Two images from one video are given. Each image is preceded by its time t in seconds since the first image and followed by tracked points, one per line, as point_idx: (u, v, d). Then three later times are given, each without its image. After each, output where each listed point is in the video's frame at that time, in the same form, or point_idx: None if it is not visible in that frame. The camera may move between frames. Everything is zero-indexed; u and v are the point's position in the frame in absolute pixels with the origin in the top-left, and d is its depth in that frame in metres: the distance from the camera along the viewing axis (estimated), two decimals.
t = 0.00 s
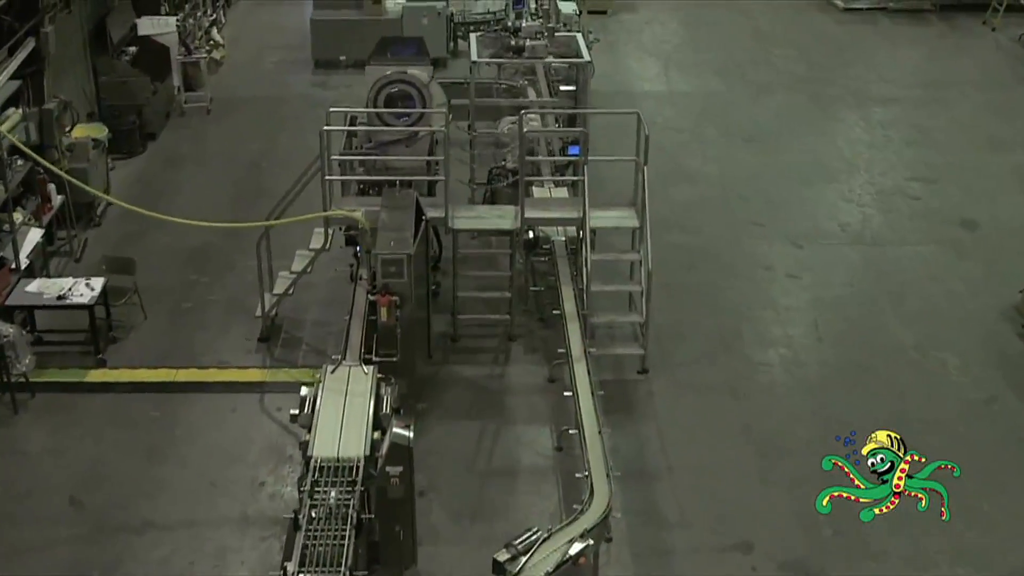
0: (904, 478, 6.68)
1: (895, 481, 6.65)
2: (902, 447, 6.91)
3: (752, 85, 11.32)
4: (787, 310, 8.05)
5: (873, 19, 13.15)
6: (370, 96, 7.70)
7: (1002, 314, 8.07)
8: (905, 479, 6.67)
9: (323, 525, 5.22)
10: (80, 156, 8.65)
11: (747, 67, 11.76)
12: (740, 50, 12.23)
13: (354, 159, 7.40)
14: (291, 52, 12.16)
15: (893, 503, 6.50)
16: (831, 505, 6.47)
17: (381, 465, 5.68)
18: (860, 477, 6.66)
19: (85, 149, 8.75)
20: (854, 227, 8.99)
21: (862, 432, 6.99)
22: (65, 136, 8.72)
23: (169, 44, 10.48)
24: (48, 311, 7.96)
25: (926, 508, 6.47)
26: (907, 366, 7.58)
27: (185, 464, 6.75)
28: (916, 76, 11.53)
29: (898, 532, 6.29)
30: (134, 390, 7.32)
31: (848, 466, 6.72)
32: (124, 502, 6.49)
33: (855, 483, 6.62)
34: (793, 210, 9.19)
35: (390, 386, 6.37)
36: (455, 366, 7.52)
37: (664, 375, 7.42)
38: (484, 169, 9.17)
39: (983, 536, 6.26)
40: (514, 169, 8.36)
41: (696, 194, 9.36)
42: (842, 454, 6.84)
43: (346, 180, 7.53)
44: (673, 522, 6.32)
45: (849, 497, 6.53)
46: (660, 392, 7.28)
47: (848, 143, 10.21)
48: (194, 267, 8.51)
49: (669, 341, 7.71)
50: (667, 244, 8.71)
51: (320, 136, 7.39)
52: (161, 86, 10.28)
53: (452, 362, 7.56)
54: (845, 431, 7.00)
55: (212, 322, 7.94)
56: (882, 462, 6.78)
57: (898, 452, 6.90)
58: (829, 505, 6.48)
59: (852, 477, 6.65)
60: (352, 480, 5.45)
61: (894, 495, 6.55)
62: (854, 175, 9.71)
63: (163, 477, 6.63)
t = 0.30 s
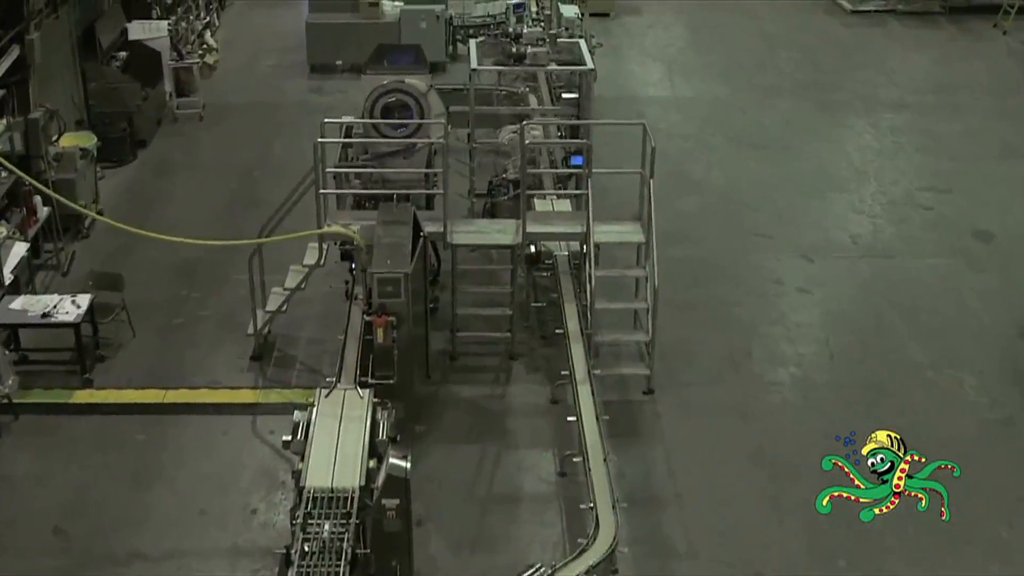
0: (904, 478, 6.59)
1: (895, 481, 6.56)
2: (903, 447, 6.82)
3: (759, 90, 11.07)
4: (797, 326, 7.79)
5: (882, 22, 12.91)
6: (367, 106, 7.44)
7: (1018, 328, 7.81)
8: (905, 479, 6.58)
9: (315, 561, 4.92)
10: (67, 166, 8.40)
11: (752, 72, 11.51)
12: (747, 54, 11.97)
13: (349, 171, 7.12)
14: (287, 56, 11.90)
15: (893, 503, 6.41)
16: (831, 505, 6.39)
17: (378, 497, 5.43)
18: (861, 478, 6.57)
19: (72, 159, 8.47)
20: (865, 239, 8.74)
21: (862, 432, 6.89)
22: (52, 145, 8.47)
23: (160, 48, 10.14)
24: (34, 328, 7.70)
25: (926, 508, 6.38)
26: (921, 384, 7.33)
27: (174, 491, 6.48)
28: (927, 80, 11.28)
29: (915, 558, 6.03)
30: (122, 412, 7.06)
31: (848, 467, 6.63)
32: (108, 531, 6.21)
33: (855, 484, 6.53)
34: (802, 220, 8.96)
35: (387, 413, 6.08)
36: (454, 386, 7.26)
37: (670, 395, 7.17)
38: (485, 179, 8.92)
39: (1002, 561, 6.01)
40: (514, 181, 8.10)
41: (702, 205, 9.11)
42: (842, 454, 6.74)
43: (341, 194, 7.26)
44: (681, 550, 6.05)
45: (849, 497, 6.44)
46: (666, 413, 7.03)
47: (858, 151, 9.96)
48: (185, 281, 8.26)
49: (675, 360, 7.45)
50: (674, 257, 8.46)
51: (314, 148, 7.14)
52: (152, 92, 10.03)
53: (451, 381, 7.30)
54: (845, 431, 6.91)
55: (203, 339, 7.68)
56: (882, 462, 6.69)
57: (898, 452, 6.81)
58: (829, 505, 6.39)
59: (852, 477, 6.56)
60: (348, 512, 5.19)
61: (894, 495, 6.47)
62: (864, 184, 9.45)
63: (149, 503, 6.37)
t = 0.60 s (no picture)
0: (904, 478, 6.51)
1: (895, 481, 6.48)
2: (903, 447, 6.74)
3: (765, 95, 10.85)
4: (806, 341, 7.58)
5: (889, 25, 12.71)
6: (364, 116, 7.23)
7: None
8: (905, 479, 6.50)
9: None
10: (56, 175, 8.17)
11: (758, 76, 11.29)
12: (752, 57, 11.75)
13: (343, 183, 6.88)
14: (284, 60, 11.68)
15: (893, 503, 6.33)
16: (831, 505, 6.30)
17: (372, 531, 5.24)
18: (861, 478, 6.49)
19: (61, 168, 8.24)
20: (875, 250, 8.53)
21: (862, 432, 6.81)
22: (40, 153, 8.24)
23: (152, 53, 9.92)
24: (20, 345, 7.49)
25: (926, 508, 6.30)
26: (934, 401, 7.11)
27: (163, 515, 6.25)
28: (936, 84, 11.07)
29: None
30: (109, 432, 6.83)
31: (848, 466, 6.55)
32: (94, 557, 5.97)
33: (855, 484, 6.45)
34: (811, 229, 8.75)
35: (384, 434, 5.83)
36: (453, 405, 7.05)
37: (676, 414, 6.95)
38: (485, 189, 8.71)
39: None
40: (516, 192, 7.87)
41: (708, 214, 8.89)
42: (842, 454, 6.66)
43: (336, 208, 7.01)
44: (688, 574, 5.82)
45: (849, 497, 6.36)
46: (671, 432, 6.81)
47: (867, 158, 9.74)
48: (176, 295, 8.04)
49: (681, 378, 7.24)
50: (679, 269, 8.26)
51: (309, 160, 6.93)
52: (144, 99, 9.80)
53: (450, 401, 7.08)
54: (845, 431, 6.83)
55: (195, 356, 7.47)
56: (882, 462, 6.61)
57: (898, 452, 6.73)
58: (829, 505, 6.30)
59: (852, 477, 6.48)
60: (342, 544, 4.99)
61: (894, 495, 6.38)
62: (873, 192, 9.24)
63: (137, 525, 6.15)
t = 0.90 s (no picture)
0: (904, 478, 6.43)
1: (895, 481, 6.40)
2: (903, 447, 6.66)
3: (772, 100, 10.64)
4: (816, 356, 7.37)
5: (898, 28, 12.50)
6: (363, 126, 7.01)
7: None
8: (905, 479, 6.42)
9: None
10: (46, 184, 7.97)
11: (765, 80, 11.07)
12: (758, 60, 11.54)
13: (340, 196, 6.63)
14: (282, 64, 11.46)
15: (893, 503, 6.25)
16: (830, 505, 6.22)
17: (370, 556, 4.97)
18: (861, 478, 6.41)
19: (51, 177, 8.04)
20: (887, 261, 8.31)
21: (862, 432, 6.73)
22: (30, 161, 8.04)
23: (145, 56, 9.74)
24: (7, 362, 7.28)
25: (926, 508, 6.21)
26: (949, 417, 6.89)
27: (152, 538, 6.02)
28: (947, 88, 10.86)
29: None
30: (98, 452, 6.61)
31: (848, 467, 6.47)
32: None
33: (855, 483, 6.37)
34: (820, 239, 8.54)
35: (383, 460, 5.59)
36: (453, 424, 6.83)
37: (683, 434, 6.74)
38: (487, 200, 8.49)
39: None
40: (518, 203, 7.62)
41: (714, 224, 8.67)
42: (842, 454, 6.59)
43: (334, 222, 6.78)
44: None
45: (849, 497, 6.28)
46: (679, 453, 6.60)
47: (877, 165, 9.51)
48: (169, 309, 7.84)
49: (688, 397, 7.02)
50: (686, 281, 8.05)
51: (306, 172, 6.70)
52: (137, 104, 9.58)
53: (451, 420, 6.87)
54: (845, 431, 6.76)
55: (187, 372, 7.25)
56: (882, 462, 6.53)
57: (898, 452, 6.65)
58: (829, 505, 6.22)
59: (852, 477, 6.40)
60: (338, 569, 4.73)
61: (894, 495, 6.30)
62: (884, 200, 9.03)
63: (124, 548, 5.93)
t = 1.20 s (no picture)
0: (904, 478, 6.35)
1: (895, 481, 6.33)
2: (903, 446, 6.58)
3: (778, 105, 10.42)
4: (826, 373, 7.15)
5: (905, 30, 12.29)
6: (360, 136, 6.80)
7: None
8: (905, 479, 6.35)
9: None
10: (34, 195, 7.71)
11: (771, 84, 10.85)
12: (764, 64, 11.33)
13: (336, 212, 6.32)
14: (277, 68, 11.24)
15: (893, 503, 6.18)
16: (830, 506, 6.15)
17: None
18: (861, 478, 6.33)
19: (39, 187, 7.75)
20: (898, 272, 8.09)
21: (862, 432, 6.66)
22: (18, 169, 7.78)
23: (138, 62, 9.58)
24: None
25: (926, 508, 6.14)
26: (964, 434, 6.69)
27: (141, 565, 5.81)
28: (956, 92, 10.66)
29: None
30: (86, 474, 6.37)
31: (848, 466, 6.40)
32: None
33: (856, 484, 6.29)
34: (828, 249, 8.32)
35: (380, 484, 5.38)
36: (452, 445, 6.62)
37: (690, 455, 6.52)
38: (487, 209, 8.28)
39: None
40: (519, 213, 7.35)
41: (720, 234, 8.45)
42: (842, 454, 6.51)
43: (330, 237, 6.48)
44: None
45: (849, 497, 6.21)
46: (686, 473, 6.38)
47: (887, 173, 9.29)
48: (161, 324, 7.62)
49: (695, 415, 6.81)
50: (692, 294, 7.83)
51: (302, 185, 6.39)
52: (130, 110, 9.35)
53: (450, 441, 6.65)
54: (845, 431, 6.68)
55: (179, 390, 7.04)
56: (882, 462, 6.45)
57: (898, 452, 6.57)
58: (829, 505, 6.15)
59: (852, 477, 6.32)
60: None
61: (894, 495, 6.23)
62: (893, 208, 8.82)
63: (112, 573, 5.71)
